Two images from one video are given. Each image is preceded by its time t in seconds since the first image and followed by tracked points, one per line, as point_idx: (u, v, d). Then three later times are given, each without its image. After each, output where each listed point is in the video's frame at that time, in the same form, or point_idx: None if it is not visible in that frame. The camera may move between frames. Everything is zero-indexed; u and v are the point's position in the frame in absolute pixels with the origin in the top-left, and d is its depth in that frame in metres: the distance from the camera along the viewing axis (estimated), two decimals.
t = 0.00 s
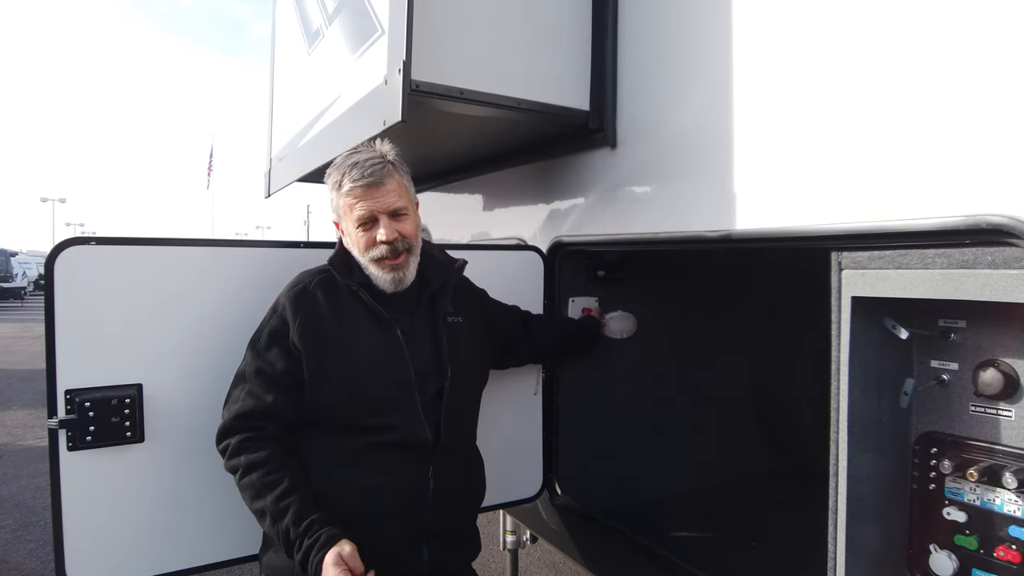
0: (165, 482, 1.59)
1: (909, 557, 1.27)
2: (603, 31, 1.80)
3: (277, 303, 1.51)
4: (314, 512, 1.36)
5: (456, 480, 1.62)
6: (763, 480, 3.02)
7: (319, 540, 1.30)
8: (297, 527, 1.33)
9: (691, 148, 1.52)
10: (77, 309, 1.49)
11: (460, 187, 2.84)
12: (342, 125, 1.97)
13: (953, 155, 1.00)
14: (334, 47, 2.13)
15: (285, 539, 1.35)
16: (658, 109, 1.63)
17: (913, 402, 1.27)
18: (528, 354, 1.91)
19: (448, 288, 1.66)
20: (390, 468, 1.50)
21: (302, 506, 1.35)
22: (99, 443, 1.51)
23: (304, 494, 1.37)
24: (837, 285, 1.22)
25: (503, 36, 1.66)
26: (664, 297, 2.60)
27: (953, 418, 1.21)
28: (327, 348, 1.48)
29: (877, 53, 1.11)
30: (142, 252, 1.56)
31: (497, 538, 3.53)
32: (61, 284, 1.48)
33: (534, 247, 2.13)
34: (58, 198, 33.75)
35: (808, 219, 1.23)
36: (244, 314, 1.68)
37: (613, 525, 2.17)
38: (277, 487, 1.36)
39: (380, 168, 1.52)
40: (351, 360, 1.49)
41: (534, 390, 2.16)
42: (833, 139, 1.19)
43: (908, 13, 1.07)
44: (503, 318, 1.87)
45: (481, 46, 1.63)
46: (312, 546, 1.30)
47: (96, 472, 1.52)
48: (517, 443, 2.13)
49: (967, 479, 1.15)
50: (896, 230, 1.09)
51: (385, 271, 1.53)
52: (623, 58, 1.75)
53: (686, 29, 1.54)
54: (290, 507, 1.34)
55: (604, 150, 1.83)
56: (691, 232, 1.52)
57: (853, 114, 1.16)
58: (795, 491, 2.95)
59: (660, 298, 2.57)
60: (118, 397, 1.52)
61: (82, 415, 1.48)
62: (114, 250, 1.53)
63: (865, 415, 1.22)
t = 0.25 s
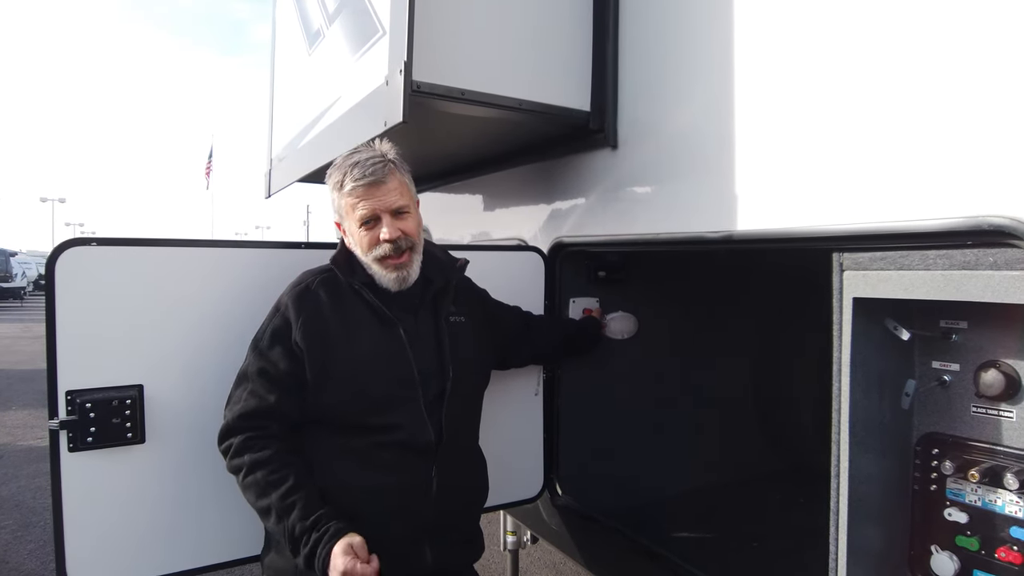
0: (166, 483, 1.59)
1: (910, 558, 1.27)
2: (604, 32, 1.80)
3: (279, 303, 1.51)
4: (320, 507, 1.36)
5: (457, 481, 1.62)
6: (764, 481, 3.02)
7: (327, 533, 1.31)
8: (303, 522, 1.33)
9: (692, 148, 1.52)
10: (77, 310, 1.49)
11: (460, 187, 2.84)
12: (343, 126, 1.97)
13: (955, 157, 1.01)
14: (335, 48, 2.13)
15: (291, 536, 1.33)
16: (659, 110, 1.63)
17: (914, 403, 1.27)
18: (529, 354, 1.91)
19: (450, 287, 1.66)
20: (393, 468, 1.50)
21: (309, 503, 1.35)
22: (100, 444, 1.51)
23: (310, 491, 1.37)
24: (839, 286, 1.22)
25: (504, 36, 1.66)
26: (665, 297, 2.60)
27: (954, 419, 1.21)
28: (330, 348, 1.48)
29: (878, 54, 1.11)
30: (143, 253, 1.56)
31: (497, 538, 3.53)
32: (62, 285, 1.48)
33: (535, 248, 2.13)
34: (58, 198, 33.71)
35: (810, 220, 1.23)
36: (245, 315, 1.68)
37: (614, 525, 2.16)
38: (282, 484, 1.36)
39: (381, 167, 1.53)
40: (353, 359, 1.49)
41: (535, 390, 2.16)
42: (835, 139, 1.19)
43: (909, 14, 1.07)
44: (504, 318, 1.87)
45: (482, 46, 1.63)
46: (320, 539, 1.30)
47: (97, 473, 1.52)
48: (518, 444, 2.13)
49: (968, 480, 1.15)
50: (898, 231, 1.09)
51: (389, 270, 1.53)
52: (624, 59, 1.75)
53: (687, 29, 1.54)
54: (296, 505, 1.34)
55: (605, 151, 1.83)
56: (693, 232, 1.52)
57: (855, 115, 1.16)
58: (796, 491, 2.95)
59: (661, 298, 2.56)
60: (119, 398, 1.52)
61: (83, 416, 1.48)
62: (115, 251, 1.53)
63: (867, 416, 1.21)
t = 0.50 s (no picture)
0: (166, 484, 1.59)
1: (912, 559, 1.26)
2: (605, 32, 1.80)
3: (280, 304, 1.51)
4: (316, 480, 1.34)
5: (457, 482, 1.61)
6: (764, 481, 3.02)
7: (323, 502, 1.29)
8: (300, 496, 1.31)
9: (693, 149, 1.52)
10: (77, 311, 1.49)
11: (461, 187, 2.84)
12: (344, 126, 1.97)
13: (956, 158, 1.00)
14: (335, 47, 2.12)
15: (288, 511, 1.31)
16: (660, 110, 1.63)
17: (915, 403, 1.27)
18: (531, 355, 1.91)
19: (452, 288, 1.67)
20: (394, 470, 1.50)
21: (307, 479, 1.34)
22: (100, 445, 1.51)
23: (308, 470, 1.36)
24: (839, 287, 1.22)
25: (504, 37, 1.65)
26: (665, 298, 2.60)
27: (955, 419, 1.21)
28: (330, 349, 1.48)
29: (880, 54, 1.11)
30: (143, 253, 1.55)
31: (497, 538, 3.53)
32: (61, 286, 1.47)
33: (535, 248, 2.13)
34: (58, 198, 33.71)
35: (811, 221, 1.23)
36: (245, 315, 1.67)
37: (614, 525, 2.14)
38: (280, 465, 1.36)
39: (384, 168, 1.52)
40: (353, 360, 1.48)
41: (536, 390, 2.15)
42: (836, 140, 1.19)
43: (911, 14, 1.06)
44: (505, 319, 1.87)
45: (483, 46, 1.63)
46: (317, 508, 1.28)
47: (97, 474, 1.52)
48: (519, 444, 2.13)
49: (969, 481, 1.15)
50: (899, 232, 1.09)
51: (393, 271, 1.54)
52: (625, 59, 1.75)
53: (688, 30, 1.54)
54: (293, 480, 1.33)
55: (606, 151, 1.83)
56: (693, 233, 1.52)
57: (857, 115, 1.16)
58: (797, 492, 2.95)
59: (661, 298, 2.56)
60: (119, 400, 1.51)
61: (83, 418, 1.48)
62: (115, 251, 1.52)
63: (868, 416, 1.21)
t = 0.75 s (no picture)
0: (167, 484, 1.59)
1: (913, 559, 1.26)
2: (606, 31, 1.80)
3: (282, 303, 1.51)
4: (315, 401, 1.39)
5: (458, 482, 1.61)
6: (765, 481, 3.02)
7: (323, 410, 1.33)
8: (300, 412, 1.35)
9: (695, 148, 1.52)
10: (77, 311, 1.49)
11: (461, 187, 2.83)
12: (344, 125, 1.97)
13: (958, 157, 1.00)
14: (336, 47, 2.12)
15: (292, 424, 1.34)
16: (661, 109, 1.62)
17: (917, 403, 1.27)
18: (532, 355, 1.90)
19: (455, 289, 1.66)
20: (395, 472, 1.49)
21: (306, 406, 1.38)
22: (100, 445, 1.50)
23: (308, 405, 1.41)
24: (841, 287, 1.22)
25: (505, 36, 1.65)
26: (666, 297, 2.60)
27: (957, 419, 1.21)
28: (332, 349, 1.47)
29: (881, 53, 1.11)
30: (144, 253, 1.55)
31: (498, 538, 3.53)
32: (61, 285, 1.47)
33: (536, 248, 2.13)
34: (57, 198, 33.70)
35: (813, 220, 1.23)
36: (245, 315, 1.67)
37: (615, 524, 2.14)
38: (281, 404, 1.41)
39: (393, 174, 1.50)
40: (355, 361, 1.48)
41: (537, 390, 2.15)
42: (838, 138, 1.19)
43: (913, 12, 1.06)
44: (507, 320, 1.87)
45: (484, 45, 1.63)
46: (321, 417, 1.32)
47: (97, 474, 1.52)
48: (520, 444, 2.13)
49: (971, 480, 1.14)
50: (901, 231, 1.08)
51: (404, 276, 1.53)
52: (626, 58, 1.75)
53: (689, 29, 1.54)
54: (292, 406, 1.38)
55: (606, 150, 1.83)
56: (694, 232, 1.51)
57: (859, 114, 1.15)
58: (797, 492, 2.94)
59: (662, 298, 2.56)
60: (120, 400, 1.51)
61: (83, 418, 1.48)
62: (115, 250, 1.52)
63: (870, 416, 1.21)
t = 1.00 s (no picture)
0: (166, 484, 1.58)
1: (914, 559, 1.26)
2: (606, 31, 1.79)
3: (284, 302, 1.51)
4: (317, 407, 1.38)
5: (458, 482, 1.61)
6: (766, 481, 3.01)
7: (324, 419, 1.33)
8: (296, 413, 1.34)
9: (696, 147, 1.51)
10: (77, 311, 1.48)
11: (461, 187, 2.83)
12: (345, 124, 1.97)
13: (959, 155, 1.00)
14: (336, 46, 2.12)
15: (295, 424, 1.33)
16: (662, 108, 1.62)
17: (918, 402, 1.26)
18: (532, 355, 1.90)
19: (456, 290, 1.66)
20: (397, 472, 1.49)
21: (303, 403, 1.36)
22: (100, 445, 1.50)
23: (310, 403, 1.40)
24: (842, 286, 1.21)
25: (505, 35, 1.65)
26: (666, 297, 2.59)
27: (958, 418, 1.20)
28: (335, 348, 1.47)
29: (882, 52, 1.11)
30: (144, 252, 1.55)
31: (498, 538, 3.53)
32: (61, 285, 1.47)
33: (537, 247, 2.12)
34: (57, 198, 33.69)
35: (813, 219, 1.23)
36: (245, 315, 1.67)
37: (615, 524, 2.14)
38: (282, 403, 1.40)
39: (398, 174, 1.51)
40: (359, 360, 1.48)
41: (537, 390, 2.15)
42: (839, 137, 1.18)
43: (915, 10, 1.06)
44: (508, 319, 1.87)
45: (484, 44, 1.62)
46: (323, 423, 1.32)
47: (96, 474, 1.51)
48: (520, 444, 2.13)
49: (972, 480, 1.14)
50: (902, 230, 1.08)
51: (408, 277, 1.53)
52: (627, 57, 1.75)
53: (689, 29, 1.53)
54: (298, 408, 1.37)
55: (607, 150, 1.83)
56: (695, 231, 1.51)
57: (859, 113, 1.15)
58: (798, 492, 2.94)
59: (662, 298, 2.56)
60: (120, 400, 1.51)
61: (83, 418, 1.48)
62: (115, 250, 1.52)
63: (871, 415, 1.21)
